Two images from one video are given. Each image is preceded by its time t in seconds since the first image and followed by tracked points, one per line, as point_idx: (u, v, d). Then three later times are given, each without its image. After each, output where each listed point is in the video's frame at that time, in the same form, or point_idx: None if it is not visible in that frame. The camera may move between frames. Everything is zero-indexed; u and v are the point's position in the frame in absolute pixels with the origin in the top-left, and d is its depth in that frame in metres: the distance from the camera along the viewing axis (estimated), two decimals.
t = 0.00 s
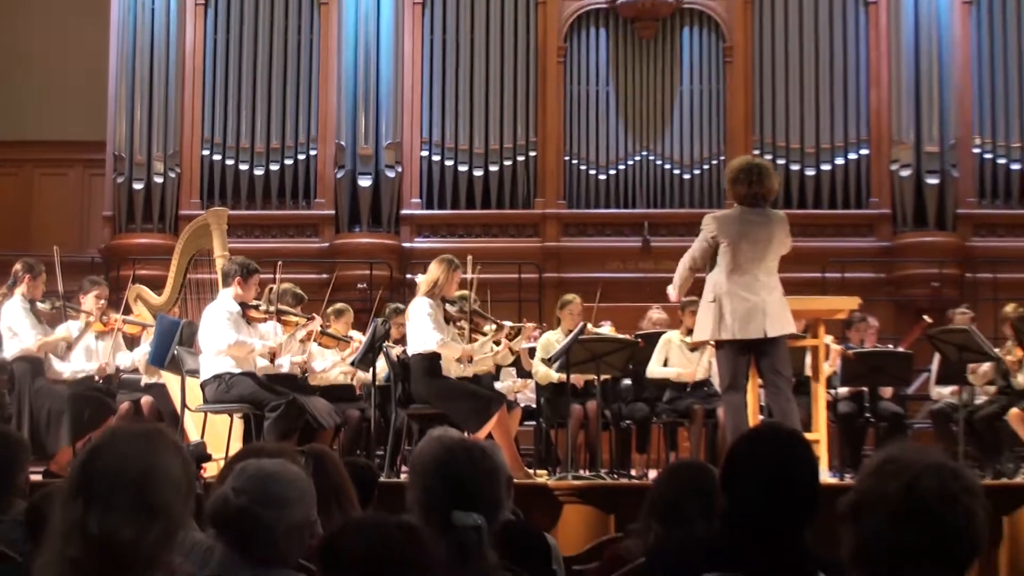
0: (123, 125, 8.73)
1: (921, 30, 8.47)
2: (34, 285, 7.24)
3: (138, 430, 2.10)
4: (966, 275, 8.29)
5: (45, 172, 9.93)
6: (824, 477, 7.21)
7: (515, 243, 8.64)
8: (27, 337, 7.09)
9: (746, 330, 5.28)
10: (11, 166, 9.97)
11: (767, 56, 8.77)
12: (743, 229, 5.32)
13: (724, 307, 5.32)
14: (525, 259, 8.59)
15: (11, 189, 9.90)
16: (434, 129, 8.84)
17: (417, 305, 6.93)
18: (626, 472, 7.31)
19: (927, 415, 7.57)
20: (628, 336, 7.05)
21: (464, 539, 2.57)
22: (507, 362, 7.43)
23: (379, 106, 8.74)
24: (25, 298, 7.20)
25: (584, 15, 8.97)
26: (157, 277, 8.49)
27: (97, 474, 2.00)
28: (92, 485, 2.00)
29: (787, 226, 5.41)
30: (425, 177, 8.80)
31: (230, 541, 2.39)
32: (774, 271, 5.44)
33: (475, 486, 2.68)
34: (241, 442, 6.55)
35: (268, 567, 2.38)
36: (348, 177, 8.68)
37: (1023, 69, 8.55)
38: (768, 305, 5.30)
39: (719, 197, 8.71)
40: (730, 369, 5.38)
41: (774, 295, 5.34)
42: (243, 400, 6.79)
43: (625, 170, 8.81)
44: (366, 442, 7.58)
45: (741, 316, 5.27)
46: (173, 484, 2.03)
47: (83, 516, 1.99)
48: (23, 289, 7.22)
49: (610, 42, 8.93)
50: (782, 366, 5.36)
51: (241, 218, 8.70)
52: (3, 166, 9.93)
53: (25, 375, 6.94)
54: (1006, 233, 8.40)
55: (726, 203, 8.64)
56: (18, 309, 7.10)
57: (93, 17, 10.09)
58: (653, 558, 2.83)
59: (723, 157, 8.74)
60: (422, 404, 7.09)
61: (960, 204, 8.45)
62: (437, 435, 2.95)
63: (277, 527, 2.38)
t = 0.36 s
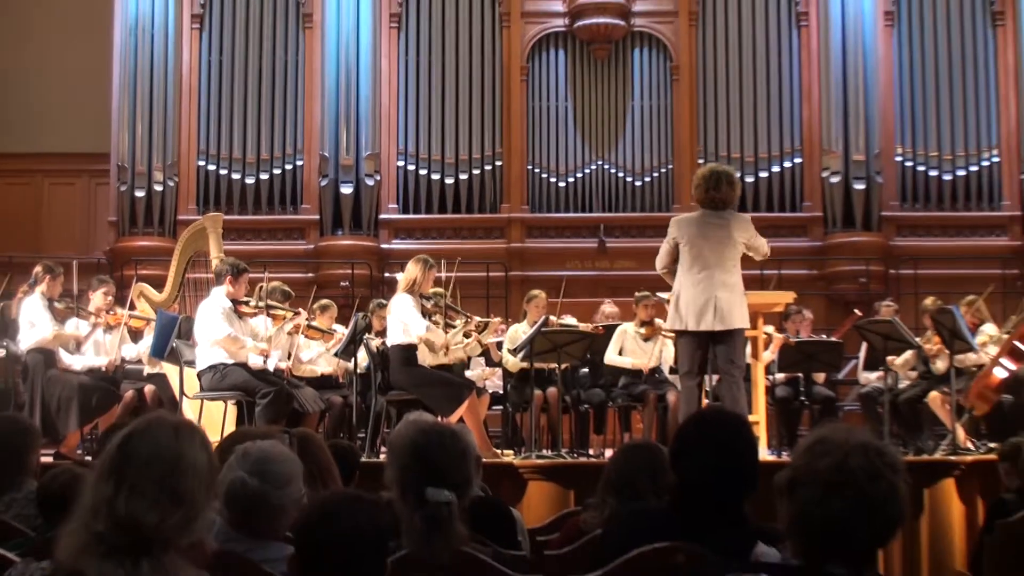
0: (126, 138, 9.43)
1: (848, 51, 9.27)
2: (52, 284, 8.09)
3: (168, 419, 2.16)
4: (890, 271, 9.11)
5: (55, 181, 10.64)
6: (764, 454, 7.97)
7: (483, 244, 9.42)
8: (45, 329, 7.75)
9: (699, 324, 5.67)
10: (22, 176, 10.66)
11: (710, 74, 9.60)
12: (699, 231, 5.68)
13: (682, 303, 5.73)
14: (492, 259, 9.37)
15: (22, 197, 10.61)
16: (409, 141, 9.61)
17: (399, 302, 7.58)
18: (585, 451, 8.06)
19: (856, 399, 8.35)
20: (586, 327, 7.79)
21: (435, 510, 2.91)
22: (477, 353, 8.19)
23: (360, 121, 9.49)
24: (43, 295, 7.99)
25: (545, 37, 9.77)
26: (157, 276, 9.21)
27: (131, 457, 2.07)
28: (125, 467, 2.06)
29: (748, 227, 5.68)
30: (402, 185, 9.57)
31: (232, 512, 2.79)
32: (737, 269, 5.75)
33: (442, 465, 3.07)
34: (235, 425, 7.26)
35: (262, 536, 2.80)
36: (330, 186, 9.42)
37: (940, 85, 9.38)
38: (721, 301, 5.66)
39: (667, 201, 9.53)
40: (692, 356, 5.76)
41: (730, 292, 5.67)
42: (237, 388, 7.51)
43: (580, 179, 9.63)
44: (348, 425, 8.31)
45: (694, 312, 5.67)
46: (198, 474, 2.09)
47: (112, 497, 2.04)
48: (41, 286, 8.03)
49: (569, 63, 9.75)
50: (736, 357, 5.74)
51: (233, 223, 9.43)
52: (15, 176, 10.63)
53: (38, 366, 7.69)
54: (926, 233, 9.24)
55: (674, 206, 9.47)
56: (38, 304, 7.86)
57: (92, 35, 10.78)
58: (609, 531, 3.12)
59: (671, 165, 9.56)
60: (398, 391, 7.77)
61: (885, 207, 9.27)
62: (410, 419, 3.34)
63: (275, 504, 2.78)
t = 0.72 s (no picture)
0: (134, 154, 10.17)
1: (791, 71, 10.18)
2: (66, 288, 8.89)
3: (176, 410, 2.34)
4: (832, 270, 10.00)
5: (69, 195, 11.35)
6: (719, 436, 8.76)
7: (464, 248, 10.23)
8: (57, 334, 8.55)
9: (680, 317, 6.24)
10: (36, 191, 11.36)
11: (666, 92, 10.50)
12: (676, 233, 6.31)
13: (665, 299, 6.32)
14: (471, 262, 10.18)
15: (37, 209, 11.31)
16: (393, 155, 10.43)
17: (380, 303, 8.34)
18: (556, 435, 8.85)
19: (803, 385, 9.18)
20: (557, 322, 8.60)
21: (417, 492, 3.30)
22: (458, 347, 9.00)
23: (348, 137, 10.26)
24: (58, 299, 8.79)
25: (516, 59, 10.62)
26: (164, 281, 9.95)
27: (141, 449, 2.27)
28: (137, 457, 2.27)
29: (722, 225, 6.25)
30: (387, 194, 10.38)
31: (243, 497, 3.18)
32: (716, 266, 6.32)
33: (427, 451, 3.48)
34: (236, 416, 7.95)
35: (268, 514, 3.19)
36: (321, 199, 10.21)
37: (874, 100, 10.29)
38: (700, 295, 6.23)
39: (629, 207, 10.41)
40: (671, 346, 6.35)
41: (708, 286, 6.24)
42: (238, 382, 8.21)
43: (550, 189, 10.47)
44: (340, 415, 9.08)
45: (675, 306, 6.25)
46: (203, 462, 2.30)
47: (126, 483, 2.26)
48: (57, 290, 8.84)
49: (538, 83, 10.60)
50: (707, 347, 6.34)
51: (233, 231, 10.21)
52: (31, 189, 11.33)
53: (55, 365, 8.50)
54: (862, 235, 10.16)
55: (635, 211, 10.36)
56: (53, 308, 8.66)
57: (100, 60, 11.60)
58: (576, 504, 3.42)
59: (632, 175, 10.44)
60: (386, 382, 8.50)
61: (825, 211, 10.16)
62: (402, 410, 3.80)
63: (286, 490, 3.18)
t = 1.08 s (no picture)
0: (148, 168, 10.98)
1: (750, 88, 11.20)
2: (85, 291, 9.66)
3: (160, 401, 2.59)
4: (787, 271, 11.07)
5: (87, 205, 12.17)
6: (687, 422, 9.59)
7: (452, 252, 11.10)
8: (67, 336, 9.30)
9: (656, 313, 6.98)
10: (58, 201, 12.18)
11: (637, 110, 11.52)
12: (654, 238, 7.05)
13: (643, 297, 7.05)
14: (458, 265, 11.04)
15: (58, 218, 12.13)
16: (387, 167, 11.32)
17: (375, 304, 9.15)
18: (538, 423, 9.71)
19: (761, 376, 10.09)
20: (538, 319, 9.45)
21: (409, 476, 3.46)
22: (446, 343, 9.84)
23: (345, 151, 11.09)
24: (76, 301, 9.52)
25: (499, 80, 11.55)
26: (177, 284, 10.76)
27: (132, 437, 2.50)
28: (131, 445, 2.50)
29: (696, 233, 6.99)
30: (382, 204, 11.25)
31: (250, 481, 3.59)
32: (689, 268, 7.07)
33: (419, 441, 3.72)
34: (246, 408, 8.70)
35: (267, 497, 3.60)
36: (321, 208, 11.02)
37: (825, 117, 11.50)
38: (674, 294, 6.97)
39: (603, 214, 11.30)
40: (649, 340, 7.11)
41: (682, 287, 6.98)
42: (246, 375, 8.90)
43: (531, 198, 11.36)
44: (339, 406, 9.91)
45: (653, 303, 6.99)
46: (193, 441, 2.54)
47: (126, 469, 2.49)
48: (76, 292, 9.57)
49: (519, 102, 11.54)
50: (681, 341, 7.02)
51: (240, 237, 11.08)
52: (53, 200, 12.15)
53: (73, 364, 9.34)
54: (815, 238, 11.25)
55: (608, 218, 11.24)
56: (70, 311, 9.41)
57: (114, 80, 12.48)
58: (556, 485, 3.56)
59: (605, 185, 11.35)
60: (381, 376, 9.25)
61: (783, 218, 11.29)
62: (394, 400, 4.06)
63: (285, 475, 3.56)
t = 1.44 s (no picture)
0: (154, 176, 11.50)
1: (724, 97, 11.81)
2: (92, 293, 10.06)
3: (146, 397, 2.68)
4: (761, 270, 11.66)
5: (96, 211, 12.74)
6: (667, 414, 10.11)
7: (442, 254, 11.63)
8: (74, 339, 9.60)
9: (636, 311, 7.44)
10: (67, 208, 12.75)
11: (617, 120, 12.10)
12: (633, 240, 7.54)
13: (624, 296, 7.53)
14: (448, 266, 11.60)
15: (68, 224, 12.68)
16: (380, 173, 11.85)
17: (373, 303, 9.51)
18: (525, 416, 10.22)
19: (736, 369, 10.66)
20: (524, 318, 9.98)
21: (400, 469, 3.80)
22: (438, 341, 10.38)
23: (341, 159, 11.60)
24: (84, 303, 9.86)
25: (486, 91, 12.09)
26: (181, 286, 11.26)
27: (124, 433, 2.59)
28: (123, 441, 2.58)
29: (672, 232, 7.51)
30: (376, 208, 11.79)
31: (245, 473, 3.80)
32: (667, 268, 7.52)
33: (412, 434, 4.10)
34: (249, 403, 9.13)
35: (265, 487, 3.79)
36: (318, 214, 11.52)
37: (795, 125, 12.12)
38: (651, 291, 7.42)
39: (585, 218, 11.85)
40: (633, 335, 7.57)
41: (659, 284, 7.43)
42: (249, 372, 9.33)
43: (517, 203, 11.90)
44: (336, 401, 10.39)
45: (632, 301, 7.45)
46: (182, 430, 2.64)
47: (122, 463, 2.58)
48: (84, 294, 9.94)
49: (506, 112, 12.08)
50: (661, 338, 7.48)
51: (241, 242, 11.60)
52: (64, 207, 12.72)
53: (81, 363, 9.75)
54: (786, 239, 11.86)
55: (591, 222, 11.80)
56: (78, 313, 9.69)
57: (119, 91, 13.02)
58: (544, 474, 3.86)
59: (587, 190, 11.90)
60: (374, 372, 9.66)
61: (755, 220, 11.87)
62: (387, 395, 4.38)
63: (279, 467, 3.78)
